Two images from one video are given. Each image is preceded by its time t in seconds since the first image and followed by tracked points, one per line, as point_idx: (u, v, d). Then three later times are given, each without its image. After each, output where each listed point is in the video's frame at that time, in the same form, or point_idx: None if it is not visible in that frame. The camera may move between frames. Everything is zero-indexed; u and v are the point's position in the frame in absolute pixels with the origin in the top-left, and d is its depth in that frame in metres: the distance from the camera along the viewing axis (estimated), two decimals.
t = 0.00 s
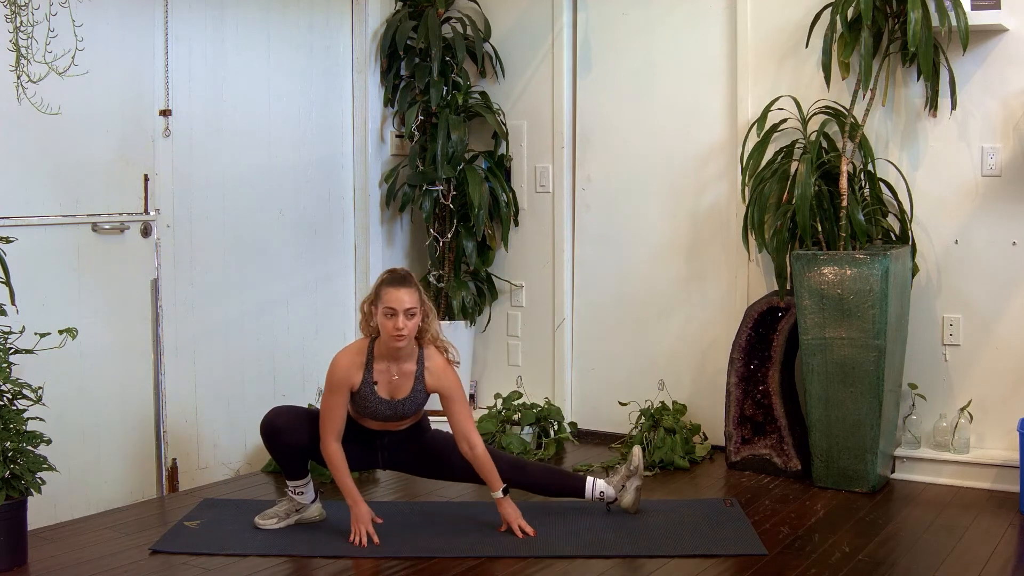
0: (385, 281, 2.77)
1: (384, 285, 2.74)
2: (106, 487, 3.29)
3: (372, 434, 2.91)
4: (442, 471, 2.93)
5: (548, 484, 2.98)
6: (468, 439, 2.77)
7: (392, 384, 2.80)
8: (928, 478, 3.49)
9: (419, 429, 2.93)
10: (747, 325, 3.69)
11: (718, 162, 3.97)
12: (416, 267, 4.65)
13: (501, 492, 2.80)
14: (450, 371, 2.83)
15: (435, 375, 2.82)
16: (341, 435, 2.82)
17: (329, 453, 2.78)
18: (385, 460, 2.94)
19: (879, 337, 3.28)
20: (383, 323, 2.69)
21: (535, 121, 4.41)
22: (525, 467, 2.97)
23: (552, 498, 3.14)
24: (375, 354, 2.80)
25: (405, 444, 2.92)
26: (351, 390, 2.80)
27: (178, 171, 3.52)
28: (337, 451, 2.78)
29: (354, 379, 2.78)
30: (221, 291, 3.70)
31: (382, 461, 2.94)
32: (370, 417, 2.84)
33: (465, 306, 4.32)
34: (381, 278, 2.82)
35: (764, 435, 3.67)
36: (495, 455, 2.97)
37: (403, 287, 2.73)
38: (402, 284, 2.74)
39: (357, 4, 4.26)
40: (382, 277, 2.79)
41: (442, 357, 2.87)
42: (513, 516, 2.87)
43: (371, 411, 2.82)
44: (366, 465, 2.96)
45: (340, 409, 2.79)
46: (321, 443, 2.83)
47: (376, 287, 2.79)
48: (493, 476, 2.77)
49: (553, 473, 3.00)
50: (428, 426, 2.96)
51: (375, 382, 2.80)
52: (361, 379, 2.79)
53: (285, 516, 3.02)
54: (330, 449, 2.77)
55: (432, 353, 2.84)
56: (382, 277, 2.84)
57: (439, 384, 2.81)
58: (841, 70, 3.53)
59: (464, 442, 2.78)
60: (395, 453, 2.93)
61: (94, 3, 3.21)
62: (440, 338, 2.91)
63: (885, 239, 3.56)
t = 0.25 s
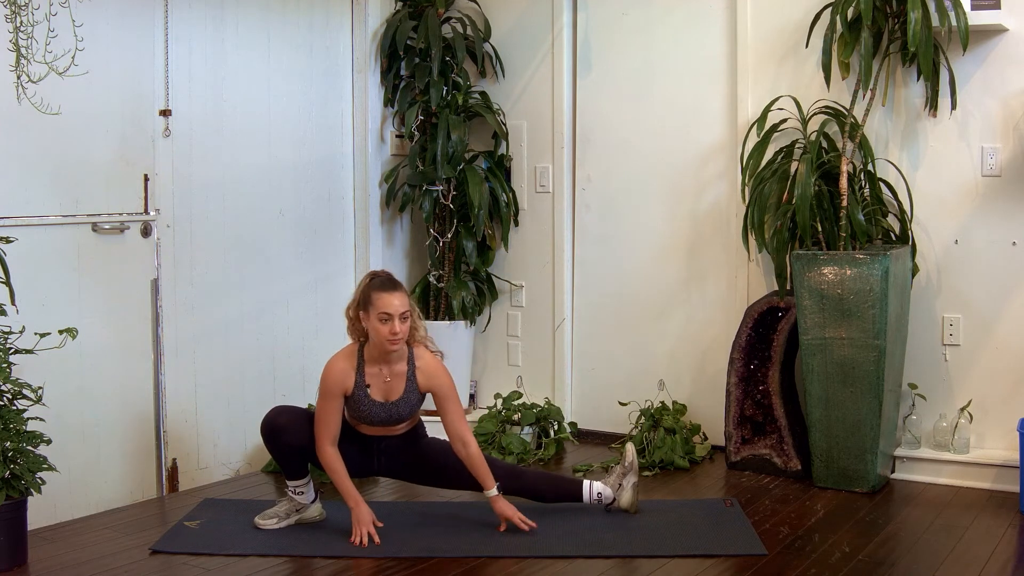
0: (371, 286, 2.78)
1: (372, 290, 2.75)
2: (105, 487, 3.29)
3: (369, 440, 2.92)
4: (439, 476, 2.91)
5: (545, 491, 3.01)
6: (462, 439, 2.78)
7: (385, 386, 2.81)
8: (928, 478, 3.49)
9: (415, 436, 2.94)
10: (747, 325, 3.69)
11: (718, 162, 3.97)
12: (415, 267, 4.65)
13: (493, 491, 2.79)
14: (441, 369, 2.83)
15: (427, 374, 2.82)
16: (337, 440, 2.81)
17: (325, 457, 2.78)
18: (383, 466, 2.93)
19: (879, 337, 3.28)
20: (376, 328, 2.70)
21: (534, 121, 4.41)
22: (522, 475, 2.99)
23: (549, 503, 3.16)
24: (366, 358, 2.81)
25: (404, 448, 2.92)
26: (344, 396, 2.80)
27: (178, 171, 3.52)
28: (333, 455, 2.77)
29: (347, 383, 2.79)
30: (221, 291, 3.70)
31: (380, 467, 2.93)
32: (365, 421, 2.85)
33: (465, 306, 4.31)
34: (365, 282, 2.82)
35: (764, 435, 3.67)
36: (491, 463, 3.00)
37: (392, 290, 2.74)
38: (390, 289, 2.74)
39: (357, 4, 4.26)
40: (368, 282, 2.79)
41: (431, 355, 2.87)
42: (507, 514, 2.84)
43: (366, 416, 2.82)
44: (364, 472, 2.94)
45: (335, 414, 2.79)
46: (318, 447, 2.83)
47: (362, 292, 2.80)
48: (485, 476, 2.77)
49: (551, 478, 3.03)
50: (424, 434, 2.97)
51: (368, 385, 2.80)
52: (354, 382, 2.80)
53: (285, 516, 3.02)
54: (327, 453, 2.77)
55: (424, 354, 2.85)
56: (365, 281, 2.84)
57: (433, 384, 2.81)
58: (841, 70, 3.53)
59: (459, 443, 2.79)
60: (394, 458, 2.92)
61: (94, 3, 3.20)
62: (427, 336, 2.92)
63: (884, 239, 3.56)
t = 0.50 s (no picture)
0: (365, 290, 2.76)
1: (371, 297, 2.73)
2: (105, 487, 3.29)
3: (368, 438, 2.91)
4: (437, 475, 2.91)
5: (545, 491, 3.02)
6: (442, 433, 2.82)
7: (381, 383, 2.81)
8: (928, 478, 3.49)
9: (414, 433, 2.93)
10: (747, 325, 3.69)
11: (718, 162, 3.97)
12: (415, 267, 4.65)
13: (457, 487, 2.82)
14: (434, 360, 2.85)
15: (420, 367, 2.83)
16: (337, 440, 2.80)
17: (325, 457, 2.77)
18: (383, 464, 2.93)
19: (880, 337, 3.28)
20: (382, 335, 2.70)
21: (534, 121, 4.41)
22: (521, 475, 3.00)
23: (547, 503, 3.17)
24: (362, 357, 2.81)
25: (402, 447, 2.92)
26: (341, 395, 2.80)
27: (178, 171, 3.52)
28: (331, 455, 2.77)
29: (344, 382, 2.78)
30: (221, 291, 3.70)
31: (381, 466, 2.93)
32: (362, 418, 2.84)
33: (465, 306, 4.31)
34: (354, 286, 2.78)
35: (764, 435, 3.67)
36: (492, 463, 2.99)
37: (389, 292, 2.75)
38: (390, 294, 2.74)
39: (357, 4, 4.26)
40: (359, 286, 2.76)
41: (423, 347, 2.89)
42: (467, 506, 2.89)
43: (364, 412, 2.82)
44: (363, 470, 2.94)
45: (333, 414, 2.78)
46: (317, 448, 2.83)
47: (354, 297, 2.76)
48: (455, 472, 2.81)
49: (550, 479, 3.04)
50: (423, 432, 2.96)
51: (365, 382, 2.80)
52: (351, 380, 2.79)
53: (285, 516, 3.02)
54: (326, 454, 2.77)
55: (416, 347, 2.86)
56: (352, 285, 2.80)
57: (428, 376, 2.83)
58: (841, 70, 3.53)
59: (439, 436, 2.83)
60: (394, 456, 2.92)
61: (94, 3, 3.21)
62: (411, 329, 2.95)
63: (885, 239, 3.56)
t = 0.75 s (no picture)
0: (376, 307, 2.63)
1: (387, 314, 2.62)
2: (105, 487, 3.29)
3: (368, 431, 2.91)
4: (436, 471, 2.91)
5: (546, 489, 3.03)
6: (427, 430, 2.83)
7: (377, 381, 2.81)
8: (928, 478, 3.49)
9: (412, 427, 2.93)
10: (747, 325, 3.69)
11: (718, 162, 3.97)
12: (415, 267, 4.65)
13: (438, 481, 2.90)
14: (430, 359, 2.82)
15: (417, 367, 2.81)
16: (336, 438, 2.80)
17: (324, 456, 2.77)
18: (383, 456, 2.94)
19: (879, 337, 3.28)
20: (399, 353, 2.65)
21: (534, 121, 4.41)
22: (521, 473, 3.01)
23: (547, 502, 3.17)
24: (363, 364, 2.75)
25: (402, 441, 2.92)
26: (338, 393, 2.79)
27: (178, 171, 3.52)
28: (331, 454, 2.76)
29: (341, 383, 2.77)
30: (221, 291, 3.70)
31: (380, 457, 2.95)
32: (359, 411, 2.86)
33: (465, 306, 4.31)
34: (362, 303, 2.64)
35: (764, 435, 3.67)
36: (492, 461, 3.00)
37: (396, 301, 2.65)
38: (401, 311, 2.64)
39: (357, 4, 4.26)
40: (369, 302, 2.64)
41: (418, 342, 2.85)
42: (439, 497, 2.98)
43: (359, 408, 2.85)
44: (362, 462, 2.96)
45: (331, 411, 2.78)
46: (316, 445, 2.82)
47: (366, 317, 2.63)
48: (434, 468, 2.87)
49: (550, 479, 3.05)
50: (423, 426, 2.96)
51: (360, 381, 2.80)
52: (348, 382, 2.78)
53: (285, 516, 3.02)
54: (324, 451, 2.76)
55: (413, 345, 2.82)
56: (357, 300, 2.66)
57: (423, 375, 2.81)
58: (841, 70, 3.53)
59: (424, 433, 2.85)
60: (393, 449, 2.93)
61: (94, 3, 3.21)
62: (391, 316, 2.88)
63: (884, 239, 3.56)
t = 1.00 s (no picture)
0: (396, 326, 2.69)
1: (405, 330, 2.70)
2: (105, 487, 3.29)
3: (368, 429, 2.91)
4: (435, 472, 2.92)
5: (546, 488, 3.04)
6: (427, 433, 2.83)
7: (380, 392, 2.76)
8: (928, 478, 3.49)
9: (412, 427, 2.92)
10: (747, 325, 3.69)
11: (718, 162, 3.97)
12: (416, 267, 4.64)
13: (438, 484, 2.91)
14: (433, 364, 2.79)
15: (423, 375, 2.77)
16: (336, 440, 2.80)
17: (324, 457, 2.77)
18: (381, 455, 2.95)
19: (880, 337, 3.28)
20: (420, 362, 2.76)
21: (534, 121, 4.41)
22: (521, 472, 3.01)
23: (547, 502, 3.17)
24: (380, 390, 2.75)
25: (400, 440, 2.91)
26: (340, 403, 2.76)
27: (178, 171, 3.52)
28: (331, 455, 2.77)
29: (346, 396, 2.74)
30: (221, 291, 3.70)
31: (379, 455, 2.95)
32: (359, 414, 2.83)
33: (465, 306, 4.31)
34: (384, 328, 2.66)
35: (764, 435, 3.67)
36: (492, 460, 2.99)
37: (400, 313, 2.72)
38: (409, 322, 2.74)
39: (357, 4, 4.26)
40: (389, 325, 2.67)
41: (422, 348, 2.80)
42: (439, 498, 3.00)
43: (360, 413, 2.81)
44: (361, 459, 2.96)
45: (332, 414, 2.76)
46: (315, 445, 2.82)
47: (392, 339, 2.67)
48: (435, 470, 2.88)
49: (550, 479, 3.05)
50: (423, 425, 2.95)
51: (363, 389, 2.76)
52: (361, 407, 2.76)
53: (285, 516, 3.02)
54: (325, 454, 2.77)
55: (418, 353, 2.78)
56: (378, 327, 2.66)
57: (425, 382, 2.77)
58: (841, 70, 3.53)
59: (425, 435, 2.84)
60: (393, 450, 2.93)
61: (94, 3, 3.21)
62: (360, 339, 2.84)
63: (884, 239, 3.56)
